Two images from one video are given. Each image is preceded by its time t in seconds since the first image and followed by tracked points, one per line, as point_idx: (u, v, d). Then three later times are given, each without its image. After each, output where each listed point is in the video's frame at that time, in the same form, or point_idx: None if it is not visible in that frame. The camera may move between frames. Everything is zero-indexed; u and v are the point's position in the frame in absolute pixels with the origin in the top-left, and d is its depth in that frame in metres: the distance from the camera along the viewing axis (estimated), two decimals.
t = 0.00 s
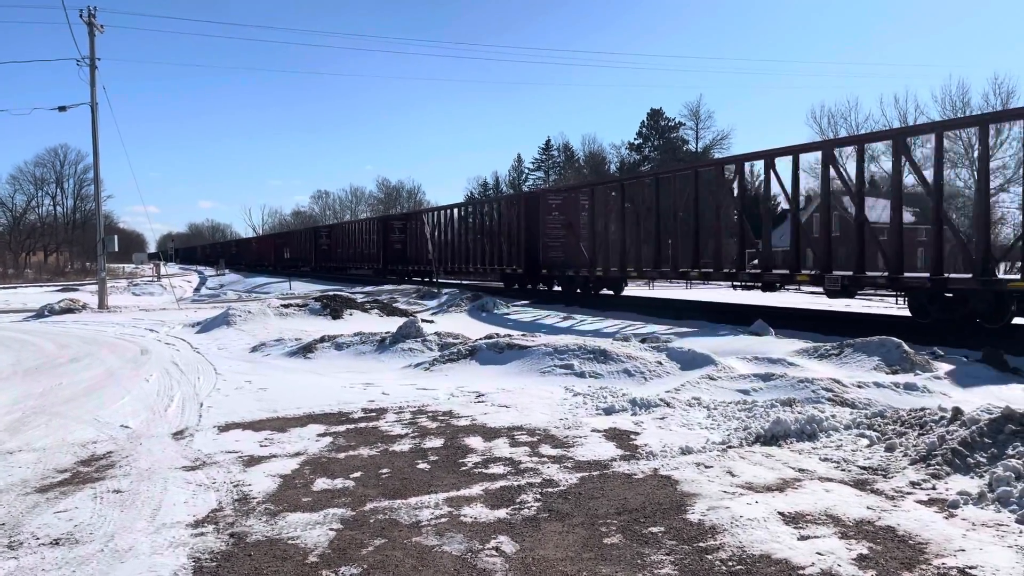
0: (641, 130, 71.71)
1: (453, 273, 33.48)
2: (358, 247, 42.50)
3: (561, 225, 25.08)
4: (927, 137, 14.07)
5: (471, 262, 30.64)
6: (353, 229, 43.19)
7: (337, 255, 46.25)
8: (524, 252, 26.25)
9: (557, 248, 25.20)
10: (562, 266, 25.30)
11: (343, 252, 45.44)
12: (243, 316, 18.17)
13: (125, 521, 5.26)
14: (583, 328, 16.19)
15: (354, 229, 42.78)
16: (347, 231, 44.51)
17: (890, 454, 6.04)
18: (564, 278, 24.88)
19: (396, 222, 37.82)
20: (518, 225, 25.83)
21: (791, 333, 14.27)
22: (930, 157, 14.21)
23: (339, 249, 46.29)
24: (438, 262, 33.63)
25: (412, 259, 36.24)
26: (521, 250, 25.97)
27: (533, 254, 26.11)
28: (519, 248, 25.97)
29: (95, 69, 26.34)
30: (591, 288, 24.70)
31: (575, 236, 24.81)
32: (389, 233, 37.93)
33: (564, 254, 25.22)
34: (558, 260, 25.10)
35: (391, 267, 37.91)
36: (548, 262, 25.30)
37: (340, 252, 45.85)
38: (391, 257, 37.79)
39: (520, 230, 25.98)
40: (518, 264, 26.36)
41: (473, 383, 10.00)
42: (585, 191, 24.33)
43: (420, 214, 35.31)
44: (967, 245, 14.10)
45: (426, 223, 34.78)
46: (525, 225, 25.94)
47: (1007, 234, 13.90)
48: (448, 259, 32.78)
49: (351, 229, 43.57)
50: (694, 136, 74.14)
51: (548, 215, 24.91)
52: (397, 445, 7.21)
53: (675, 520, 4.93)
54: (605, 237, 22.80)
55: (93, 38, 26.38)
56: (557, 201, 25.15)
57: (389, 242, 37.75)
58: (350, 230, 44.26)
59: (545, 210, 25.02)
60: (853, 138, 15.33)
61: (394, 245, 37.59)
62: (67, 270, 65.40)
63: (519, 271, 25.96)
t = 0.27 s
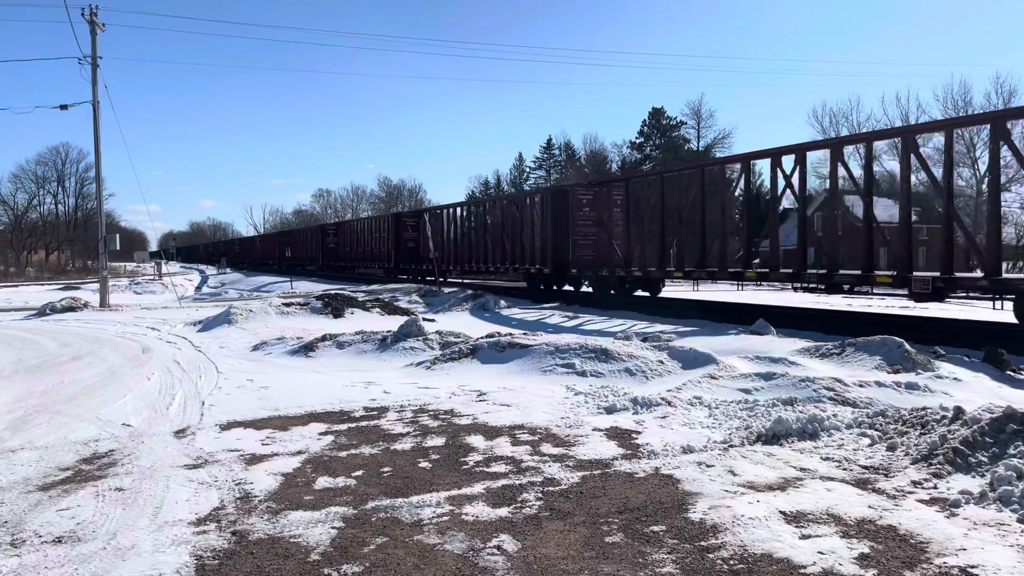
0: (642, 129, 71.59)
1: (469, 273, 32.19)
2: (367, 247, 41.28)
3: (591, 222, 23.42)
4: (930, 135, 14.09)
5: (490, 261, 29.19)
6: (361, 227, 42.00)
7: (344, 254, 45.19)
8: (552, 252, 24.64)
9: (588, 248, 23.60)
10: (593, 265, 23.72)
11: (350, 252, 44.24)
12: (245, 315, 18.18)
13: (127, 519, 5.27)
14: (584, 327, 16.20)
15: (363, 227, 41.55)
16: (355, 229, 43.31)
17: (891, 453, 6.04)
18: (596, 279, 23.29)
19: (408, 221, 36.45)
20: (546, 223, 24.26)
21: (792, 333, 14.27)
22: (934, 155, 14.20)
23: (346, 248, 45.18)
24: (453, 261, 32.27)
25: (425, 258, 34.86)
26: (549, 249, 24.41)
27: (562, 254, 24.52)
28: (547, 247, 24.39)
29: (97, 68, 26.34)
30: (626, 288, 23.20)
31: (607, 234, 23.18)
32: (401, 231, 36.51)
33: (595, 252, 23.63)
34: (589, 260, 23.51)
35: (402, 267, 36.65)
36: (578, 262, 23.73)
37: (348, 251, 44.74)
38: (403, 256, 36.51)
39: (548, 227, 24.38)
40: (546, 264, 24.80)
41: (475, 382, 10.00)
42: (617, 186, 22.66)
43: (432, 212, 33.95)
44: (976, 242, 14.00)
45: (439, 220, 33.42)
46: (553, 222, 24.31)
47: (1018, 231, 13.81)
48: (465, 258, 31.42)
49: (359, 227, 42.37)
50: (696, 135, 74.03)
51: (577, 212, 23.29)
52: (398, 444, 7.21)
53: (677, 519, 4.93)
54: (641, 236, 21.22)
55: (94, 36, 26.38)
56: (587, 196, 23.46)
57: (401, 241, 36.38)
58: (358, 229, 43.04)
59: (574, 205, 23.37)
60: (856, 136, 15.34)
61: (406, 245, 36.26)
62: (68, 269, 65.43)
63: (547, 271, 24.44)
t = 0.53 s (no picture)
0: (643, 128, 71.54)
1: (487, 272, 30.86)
2: (377, 245, 40.12)
3: (626, 217, 22.14)
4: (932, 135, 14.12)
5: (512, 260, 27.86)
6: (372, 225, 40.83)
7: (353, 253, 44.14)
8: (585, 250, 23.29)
9: (623, 245, 22.34)
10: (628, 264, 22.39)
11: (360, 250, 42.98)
12: (246, 314, 18.18)
13: (128, 517, 5.28)
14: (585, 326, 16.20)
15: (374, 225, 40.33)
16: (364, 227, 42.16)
17: (893, 453, 6.04)
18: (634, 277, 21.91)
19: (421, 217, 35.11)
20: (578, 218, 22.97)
21: (794, 332, 14.25)
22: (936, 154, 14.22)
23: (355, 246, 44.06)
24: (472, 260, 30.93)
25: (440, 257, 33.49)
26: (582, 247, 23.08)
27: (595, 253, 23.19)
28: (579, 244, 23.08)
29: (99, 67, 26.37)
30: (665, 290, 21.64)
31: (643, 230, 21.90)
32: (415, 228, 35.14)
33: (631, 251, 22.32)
34: (624, 258, 22.20)
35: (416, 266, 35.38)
36: (613, 261, 22.42)
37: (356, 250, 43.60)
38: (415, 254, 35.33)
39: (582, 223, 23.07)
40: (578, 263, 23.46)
41: (476, 381, 9.99)
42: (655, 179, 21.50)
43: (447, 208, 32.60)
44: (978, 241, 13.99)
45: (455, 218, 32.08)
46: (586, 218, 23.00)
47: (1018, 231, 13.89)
48: (484, 257, 30.06)
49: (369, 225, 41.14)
50: (697, 134, 74.00)
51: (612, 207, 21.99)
52: (399, 442, 7.21)
53: (678, 518, 4.93)
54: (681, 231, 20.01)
55: (96, 35, 26.42)
56: (622, 191, 22.23)
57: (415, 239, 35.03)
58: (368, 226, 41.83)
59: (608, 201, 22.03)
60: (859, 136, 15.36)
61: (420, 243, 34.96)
62: (70, 267, 65.47)
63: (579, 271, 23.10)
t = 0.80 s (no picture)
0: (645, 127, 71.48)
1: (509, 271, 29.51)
2: (387, 245, 38.93)
3: (672, 212, 19.99)
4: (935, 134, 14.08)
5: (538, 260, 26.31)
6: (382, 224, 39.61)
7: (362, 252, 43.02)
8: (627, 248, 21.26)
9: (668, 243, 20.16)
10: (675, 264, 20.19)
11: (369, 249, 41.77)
12: (247, 312, 18.19)
13: (131, 516, 5.28)
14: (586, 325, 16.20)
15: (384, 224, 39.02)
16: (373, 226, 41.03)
17: (894, 452, 6.03)
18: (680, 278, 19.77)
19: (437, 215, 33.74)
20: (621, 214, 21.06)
21: (795, 331, 14.25)
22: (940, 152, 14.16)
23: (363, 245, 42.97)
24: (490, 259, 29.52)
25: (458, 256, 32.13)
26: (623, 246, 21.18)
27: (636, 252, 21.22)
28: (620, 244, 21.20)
29: (101, 65, 26.36)
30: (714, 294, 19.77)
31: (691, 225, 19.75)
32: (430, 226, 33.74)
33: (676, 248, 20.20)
34: (670, 257, 20.03)
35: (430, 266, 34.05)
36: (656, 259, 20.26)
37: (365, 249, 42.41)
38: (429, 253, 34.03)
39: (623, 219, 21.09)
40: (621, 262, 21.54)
41: (477, 380, 9.99)
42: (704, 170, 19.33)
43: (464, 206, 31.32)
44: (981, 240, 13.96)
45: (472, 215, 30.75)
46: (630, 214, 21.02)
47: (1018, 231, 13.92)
48: (504, 256, 28.63)
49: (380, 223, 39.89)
50: (699, 133, 73.94)
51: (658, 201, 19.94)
52: (401, 441, 7.21)
53: (680, 517, 4.93)
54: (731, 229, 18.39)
55: (98, 34, 26.43)
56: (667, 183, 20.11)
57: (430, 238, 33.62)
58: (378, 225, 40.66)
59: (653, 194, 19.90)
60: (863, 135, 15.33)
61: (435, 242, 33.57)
62: (72, 265, 65.52)
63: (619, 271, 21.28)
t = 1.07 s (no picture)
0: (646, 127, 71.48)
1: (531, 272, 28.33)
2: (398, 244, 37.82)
3: (712, 209, 18.97)
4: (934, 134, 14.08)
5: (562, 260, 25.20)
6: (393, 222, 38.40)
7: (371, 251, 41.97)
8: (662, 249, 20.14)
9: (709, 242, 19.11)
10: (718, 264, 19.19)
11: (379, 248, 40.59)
12: (247, 312, 18.20)
13: (131, 515, 5.28)
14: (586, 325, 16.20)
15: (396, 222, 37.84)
16: (383, 224, 39.97)
17: (895, 452, 6.03)
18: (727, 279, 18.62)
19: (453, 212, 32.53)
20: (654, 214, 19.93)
21: (796, 331, 14.24)
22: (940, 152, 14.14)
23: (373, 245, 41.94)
24: (509, 259, 28.42)
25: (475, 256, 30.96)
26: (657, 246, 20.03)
27: (671, 253, 20.16)
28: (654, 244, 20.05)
29: (102, 65, 26.37)
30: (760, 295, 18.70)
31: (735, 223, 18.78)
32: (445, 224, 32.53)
33: (717, 248, 19.22)
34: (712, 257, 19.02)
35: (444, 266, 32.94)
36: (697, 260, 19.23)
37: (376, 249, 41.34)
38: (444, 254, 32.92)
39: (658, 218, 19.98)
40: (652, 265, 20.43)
41: (478, 379, 10.00)
42: (748, 164, 18.51)
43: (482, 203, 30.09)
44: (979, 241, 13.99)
45: (489, 213, 29.59)
46: (664, 212, 19.90)
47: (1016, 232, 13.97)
48: (524, 256, 27.48)
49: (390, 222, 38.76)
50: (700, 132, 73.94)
51: (696, 198, 18.84)
52: (401, 441, 7.21)
53: (680, 517, 4.93)
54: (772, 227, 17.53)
55: (99, 33, 26.44)
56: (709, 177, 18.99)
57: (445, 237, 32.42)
58: (389, 224, 39.54)
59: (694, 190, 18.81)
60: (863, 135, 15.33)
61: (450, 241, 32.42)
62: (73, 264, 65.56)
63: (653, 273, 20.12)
